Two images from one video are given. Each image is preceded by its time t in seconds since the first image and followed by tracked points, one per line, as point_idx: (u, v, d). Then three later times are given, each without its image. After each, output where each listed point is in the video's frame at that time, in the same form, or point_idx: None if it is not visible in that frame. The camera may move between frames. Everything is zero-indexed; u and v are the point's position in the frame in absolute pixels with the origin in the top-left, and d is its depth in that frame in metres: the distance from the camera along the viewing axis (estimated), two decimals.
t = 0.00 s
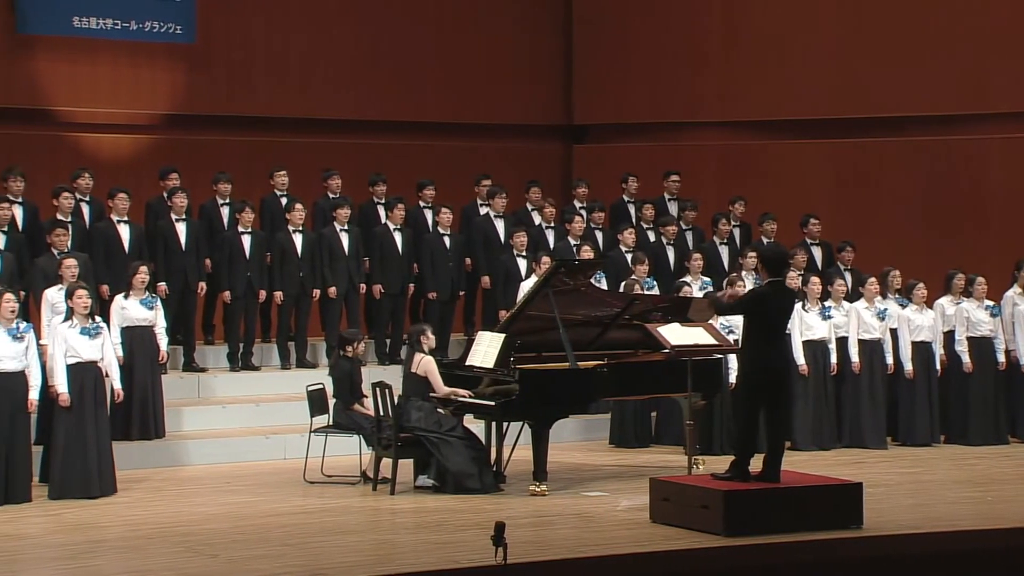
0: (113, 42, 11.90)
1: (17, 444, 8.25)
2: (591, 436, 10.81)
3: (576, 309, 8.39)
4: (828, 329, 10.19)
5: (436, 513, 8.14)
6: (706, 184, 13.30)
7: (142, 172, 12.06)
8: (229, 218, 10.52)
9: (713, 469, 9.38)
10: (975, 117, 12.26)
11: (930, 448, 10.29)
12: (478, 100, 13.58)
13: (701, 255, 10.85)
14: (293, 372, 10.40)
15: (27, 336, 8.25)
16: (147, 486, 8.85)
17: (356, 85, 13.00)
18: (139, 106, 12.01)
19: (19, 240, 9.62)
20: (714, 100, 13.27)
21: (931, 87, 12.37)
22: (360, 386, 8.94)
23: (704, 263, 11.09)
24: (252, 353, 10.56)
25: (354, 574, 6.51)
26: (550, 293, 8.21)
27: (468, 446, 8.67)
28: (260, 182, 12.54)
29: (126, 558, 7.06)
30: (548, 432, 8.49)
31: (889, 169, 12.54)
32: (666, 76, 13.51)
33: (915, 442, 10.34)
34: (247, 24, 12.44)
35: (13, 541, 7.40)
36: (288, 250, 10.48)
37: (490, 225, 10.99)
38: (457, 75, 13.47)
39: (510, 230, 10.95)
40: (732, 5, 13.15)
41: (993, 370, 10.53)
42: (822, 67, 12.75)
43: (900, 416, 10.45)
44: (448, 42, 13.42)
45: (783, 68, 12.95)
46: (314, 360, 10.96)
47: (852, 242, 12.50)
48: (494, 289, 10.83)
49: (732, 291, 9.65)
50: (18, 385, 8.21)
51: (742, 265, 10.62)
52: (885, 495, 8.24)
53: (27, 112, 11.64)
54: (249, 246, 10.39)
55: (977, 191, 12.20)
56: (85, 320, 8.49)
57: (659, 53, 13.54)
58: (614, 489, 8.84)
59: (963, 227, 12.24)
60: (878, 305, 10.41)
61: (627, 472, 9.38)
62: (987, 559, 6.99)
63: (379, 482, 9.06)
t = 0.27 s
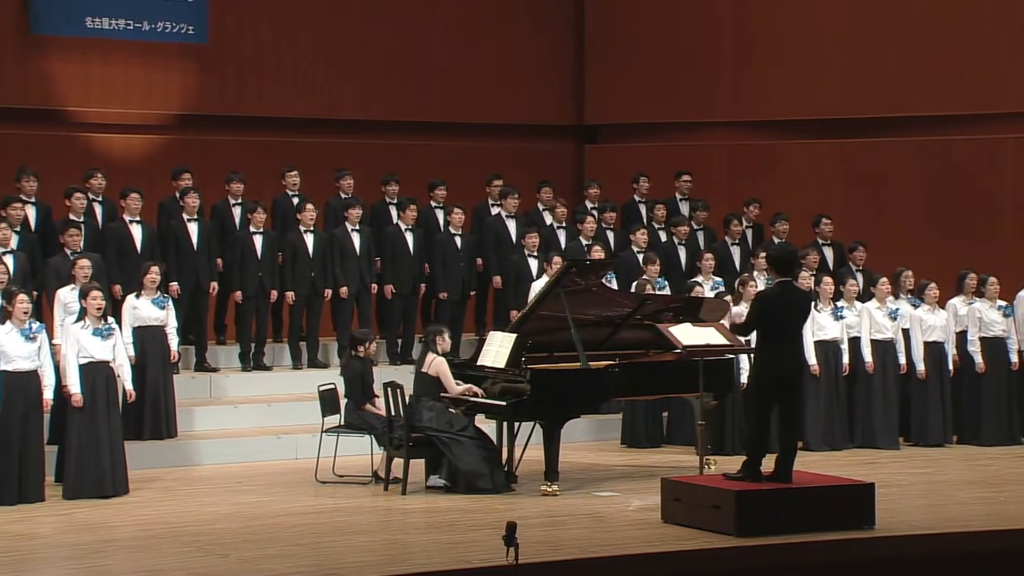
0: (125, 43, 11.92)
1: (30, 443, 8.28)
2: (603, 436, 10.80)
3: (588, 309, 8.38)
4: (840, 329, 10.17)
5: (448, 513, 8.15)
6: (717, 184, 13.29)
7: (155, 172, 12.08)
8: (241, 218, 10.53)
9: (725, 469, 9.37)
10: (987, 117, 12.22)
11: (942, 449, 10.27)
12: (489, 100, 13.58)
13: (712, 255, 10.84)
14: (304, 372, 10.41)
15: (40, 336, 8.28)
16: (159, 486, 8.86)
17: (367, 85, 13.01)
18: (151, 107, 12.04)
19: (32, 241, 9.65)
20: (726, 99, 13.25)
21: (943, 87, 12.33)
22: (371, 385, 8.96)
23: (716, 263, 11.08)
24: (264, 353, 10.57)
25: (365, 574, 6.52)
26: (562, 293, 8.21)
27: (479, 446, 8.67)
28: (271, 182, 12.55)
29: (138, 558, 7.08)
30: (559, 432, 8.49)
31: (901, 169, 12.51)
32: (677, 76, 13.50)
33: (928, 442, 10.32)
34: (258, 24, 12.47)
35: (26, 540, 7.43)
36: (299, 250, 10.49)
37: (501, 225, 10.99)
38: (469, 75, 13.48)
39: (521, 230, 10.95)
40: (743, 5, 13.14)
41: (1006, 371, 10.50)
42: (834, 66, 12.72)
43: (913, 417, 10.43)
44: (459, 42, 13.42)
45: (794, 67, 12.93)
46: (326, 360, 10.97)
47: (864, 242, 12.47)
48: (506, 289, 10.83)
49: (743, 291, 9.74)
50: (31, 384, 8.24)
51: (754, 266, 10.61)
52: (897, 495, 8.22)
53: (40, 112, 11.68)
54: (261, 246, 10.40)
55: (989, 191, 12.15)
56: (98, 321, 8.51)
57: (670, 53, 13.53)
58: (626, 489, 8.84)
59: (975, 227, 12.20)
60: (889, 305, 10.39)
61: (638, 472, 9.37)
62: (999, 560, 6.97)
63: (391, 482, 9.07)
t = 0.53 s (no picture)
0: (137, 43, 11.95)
1: (43, 443, 8.30)
2: (614, 436, 10.79)
3: (599, 309, 8.39)
4: (852, 329, 10.17)
5: (459, 513, 8.15)
6: (729, 184, 13.27)
7: (166, 172, 12.10)
8: (252, 218, 10.54)
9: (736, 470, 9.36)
10: (999, 117, 12.18)
11: (955, 449, 10.25)
12: (500, 100, 13.58)
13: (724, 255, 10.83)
14: (315, 372, 10.42)
15: (52, 337, 8.31)
16: (171, 485, 8.88)
17: (378, 85, 13.01)
18: (163, 107, 12.06)
19: (44, 241, 9.68)
20: (738, 99, 13.22)
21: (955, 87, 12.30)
22: (383, 386, 8.94)
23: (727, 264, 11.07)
24: (275, 352, 10.59)
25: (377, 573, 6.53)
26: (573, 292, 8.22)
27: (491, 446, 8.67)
28: (283, 182, 12.57)
29: (151, 557, 7.09)
30: (570, 432, 8.49)
31: (913, 169, 12.49)
32: (689, 75, 13.48)
33: (940, 443, 10.29)
34: (270, 25, 12.49)
35: (39, 540, 7.45)
36: (311, 250, 10.50)
37: (513, 225, 10.99)
38: (480, 75, 13.48)
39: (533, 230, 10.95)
40: (754, 5, 13.12)
41: (1019, 371, 10.47)
42: (846, 65, 12.69)
43: (925, 417, 10.40)
44: (470, 42, 13.43)
45: (805, 67, 12.90)
46: (337, 360, 10.97)
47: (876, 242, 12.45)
48: (517, 289, 10.82)
49: (755, 291, 9.78)
50: (43, 385, 8.26)
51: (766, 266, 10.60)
52: (909, 496, 8.20)
53: (52, 112, 11.72)
54: (272, 246, 10.42)
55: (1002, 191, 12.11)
56: (111, 321, 8.53)
57: (681, 53, 13.51)
58: (637, 489, 8.84)
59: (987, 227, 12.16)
60: (901, 305, 10.35)
61: (650, 472, 9.37)
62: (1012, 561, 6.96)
63: (402, 482, 9.07)
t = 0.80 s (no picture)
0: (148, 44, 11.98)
1: (54, 442, 8.32)
2: (625, 436, 10.78)
3: (611, 309, 8.39)
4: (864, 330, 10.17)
5: (470, 513, 8.15)
6: (740, 184, 13.25)
7: (177, 173, 12.12)
8: (263, 219, 10.55)
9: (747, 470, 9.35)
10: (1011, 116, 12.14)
11: (967, 450, 10.22)
12: (511, 100, 13.58)
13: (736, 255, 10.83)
14: (326, 372, 10.42)
15: (64, 336, 8.34)
16: (182, 485, 8.90)
17: (389, 86, 13.02)
18: (174, 107, 12.08)
19: (55, 241, 9.70)
20: (749, 99, 13.20)
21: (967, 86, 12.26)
22: (394, 386, 8.96)
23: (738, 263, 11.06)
24: (286, 352, 10.60)
25: (387, 573, 6.54)
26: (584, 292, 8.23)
27: (502, 447, 8.67)
28: (293, 182, 12.58)
29: (162, 557, 7.10)
30: (581, 432, 8.49)
31: (925, 168, 12.46)
32: (700, 75, 13.46)
33: (952, 444, 10.27)
34: (280, 25, 12.50)
35: (50, 539, 7.47)
36: (321, 250, 10.51)
37: (524, 225, 10.98)
38: (490, 75, 13.48)
39: (544, 230, 10.94)
40: (765, 4, 13.10)
41: None
42: (858, 65, 12.66)
43: (937, 418, 10.38)
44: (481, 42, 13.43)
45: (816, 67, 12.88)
46: (348, 360, 10.97)
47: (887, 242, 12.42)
48: (528, 289, 10.81)
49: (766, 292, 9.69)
50: (55, 384, 8.28)
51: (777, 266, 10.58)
52: (921, 496, 8.18)
53: (64, 113, 11.75)
54: (283, 246, 10.43)
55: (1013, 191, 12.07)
56: (122, 321, 8.55)
57: (692, 53, 13.49)
58: (648, 489, 8.83)
59: (999, 227, 12.12)
60: (912, 305, 10.33)
61: (661, 472, 9.37)
62: None
63: (413, 482, 9.08)
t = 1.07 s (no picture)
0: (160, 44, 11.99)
1: (66, 442, 8.34)
2: (636, 436, 10.77)
3: (621, 309, 8.43)
4: (876, 330, 10.11)
5: (480, 513, 8.15)
6: (751, 183, 13.23)
7: (189, 173, 12.15)
8: (274, 219, 10.56)
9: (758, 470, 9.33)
10: None
11: (979, 450, 10.19)
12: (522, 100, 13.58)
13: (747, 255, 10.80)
14: (337, 372, 10.43)
15: (75, 336, 8.36)
16: (193, 485, 8.91)
17: (400, 86, 13.02)
18: (186, 108, 12.10)
19: (66, 241, 9.72)
20: (760, 99, 13.17)
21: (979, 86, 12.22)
22: (405, 386, 8.95)
23: (750, 264, 11.04)
24: (297, 352, 10.61)
25: (398, 573, 6.54)
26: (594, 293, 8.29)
27: (512, 446, 8.67)
28: (305, 183, 12.59)
29: (173, 556, 7.12)
30: (592, 432, 8.48)
31: (937, 168, 12.43)
32: (711, 75, 13.44)
33: (964, 444, 10.24)
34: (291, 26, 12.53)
35: (62, 538, 7.49)
36: (332, 250, 10.52)
37: (535, 226, 10.98)
38: (501, 75, 13.49)
39: (555, 231, 10.93)
40: (776, 4, 13.08)
41: None
42: (870, 64, 12.63)
43: (948, 418, 10.35)
44: (491, 42, 13.43)
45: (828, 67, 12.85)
46: (358, 360, 10.98)
47: (900, 242, 12.39)
48: (539, 289, 10.81)
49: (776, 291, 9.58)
50: (67, 384, 8.30)
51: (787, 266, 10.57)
52: (933, 497, 8.16)
53: (76, 113, 11.78)
54: (295, 246, 10.45)
55: None
56: (135, 320, 8.57)
57: (703, 53, 13.47)
58: (658, 489, 8.83)
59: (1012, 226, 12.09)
60: (923, 305, 10.33)
61: (671, 473, 9.36)
62: None
63: (423, 482, 9.09)
